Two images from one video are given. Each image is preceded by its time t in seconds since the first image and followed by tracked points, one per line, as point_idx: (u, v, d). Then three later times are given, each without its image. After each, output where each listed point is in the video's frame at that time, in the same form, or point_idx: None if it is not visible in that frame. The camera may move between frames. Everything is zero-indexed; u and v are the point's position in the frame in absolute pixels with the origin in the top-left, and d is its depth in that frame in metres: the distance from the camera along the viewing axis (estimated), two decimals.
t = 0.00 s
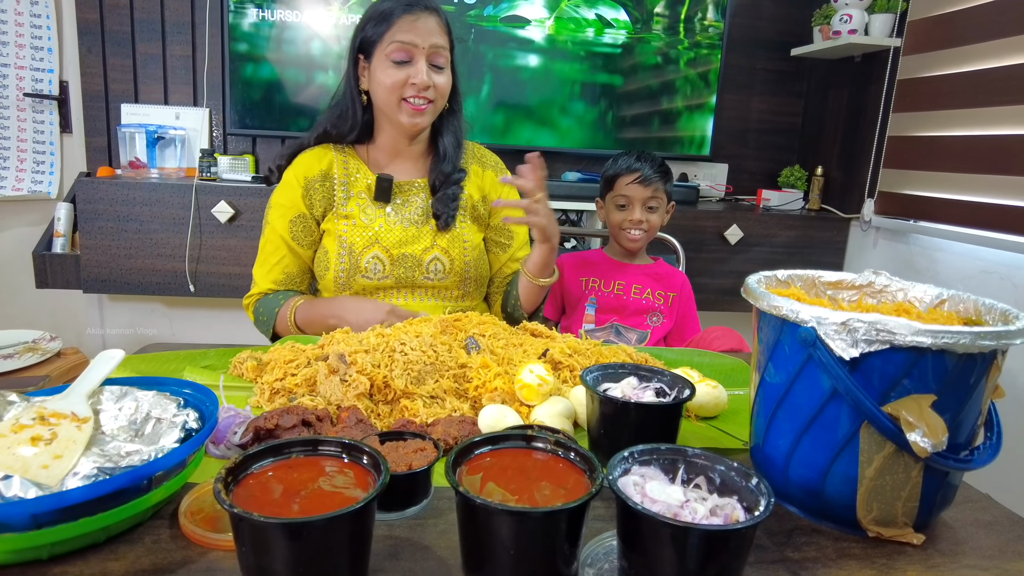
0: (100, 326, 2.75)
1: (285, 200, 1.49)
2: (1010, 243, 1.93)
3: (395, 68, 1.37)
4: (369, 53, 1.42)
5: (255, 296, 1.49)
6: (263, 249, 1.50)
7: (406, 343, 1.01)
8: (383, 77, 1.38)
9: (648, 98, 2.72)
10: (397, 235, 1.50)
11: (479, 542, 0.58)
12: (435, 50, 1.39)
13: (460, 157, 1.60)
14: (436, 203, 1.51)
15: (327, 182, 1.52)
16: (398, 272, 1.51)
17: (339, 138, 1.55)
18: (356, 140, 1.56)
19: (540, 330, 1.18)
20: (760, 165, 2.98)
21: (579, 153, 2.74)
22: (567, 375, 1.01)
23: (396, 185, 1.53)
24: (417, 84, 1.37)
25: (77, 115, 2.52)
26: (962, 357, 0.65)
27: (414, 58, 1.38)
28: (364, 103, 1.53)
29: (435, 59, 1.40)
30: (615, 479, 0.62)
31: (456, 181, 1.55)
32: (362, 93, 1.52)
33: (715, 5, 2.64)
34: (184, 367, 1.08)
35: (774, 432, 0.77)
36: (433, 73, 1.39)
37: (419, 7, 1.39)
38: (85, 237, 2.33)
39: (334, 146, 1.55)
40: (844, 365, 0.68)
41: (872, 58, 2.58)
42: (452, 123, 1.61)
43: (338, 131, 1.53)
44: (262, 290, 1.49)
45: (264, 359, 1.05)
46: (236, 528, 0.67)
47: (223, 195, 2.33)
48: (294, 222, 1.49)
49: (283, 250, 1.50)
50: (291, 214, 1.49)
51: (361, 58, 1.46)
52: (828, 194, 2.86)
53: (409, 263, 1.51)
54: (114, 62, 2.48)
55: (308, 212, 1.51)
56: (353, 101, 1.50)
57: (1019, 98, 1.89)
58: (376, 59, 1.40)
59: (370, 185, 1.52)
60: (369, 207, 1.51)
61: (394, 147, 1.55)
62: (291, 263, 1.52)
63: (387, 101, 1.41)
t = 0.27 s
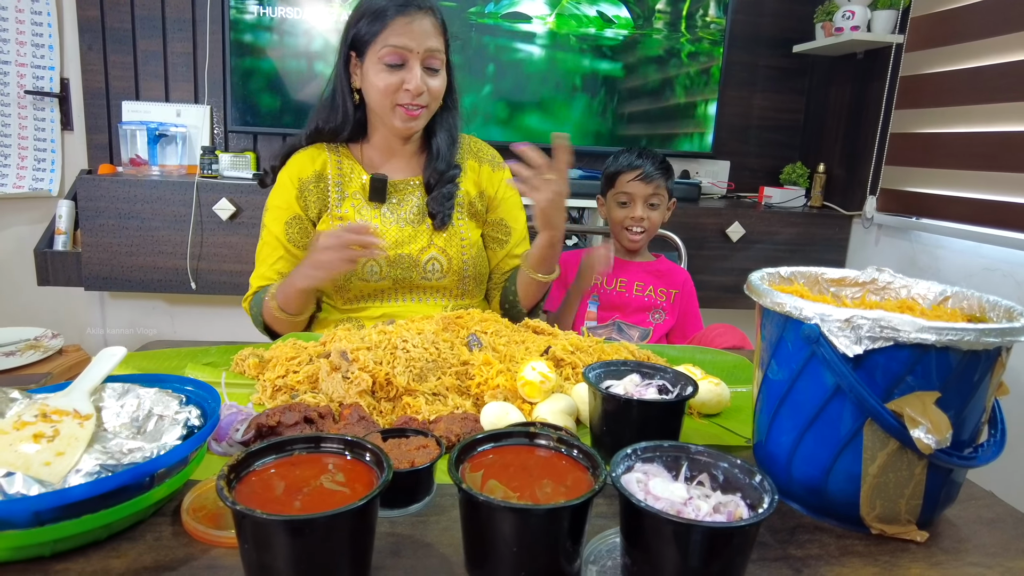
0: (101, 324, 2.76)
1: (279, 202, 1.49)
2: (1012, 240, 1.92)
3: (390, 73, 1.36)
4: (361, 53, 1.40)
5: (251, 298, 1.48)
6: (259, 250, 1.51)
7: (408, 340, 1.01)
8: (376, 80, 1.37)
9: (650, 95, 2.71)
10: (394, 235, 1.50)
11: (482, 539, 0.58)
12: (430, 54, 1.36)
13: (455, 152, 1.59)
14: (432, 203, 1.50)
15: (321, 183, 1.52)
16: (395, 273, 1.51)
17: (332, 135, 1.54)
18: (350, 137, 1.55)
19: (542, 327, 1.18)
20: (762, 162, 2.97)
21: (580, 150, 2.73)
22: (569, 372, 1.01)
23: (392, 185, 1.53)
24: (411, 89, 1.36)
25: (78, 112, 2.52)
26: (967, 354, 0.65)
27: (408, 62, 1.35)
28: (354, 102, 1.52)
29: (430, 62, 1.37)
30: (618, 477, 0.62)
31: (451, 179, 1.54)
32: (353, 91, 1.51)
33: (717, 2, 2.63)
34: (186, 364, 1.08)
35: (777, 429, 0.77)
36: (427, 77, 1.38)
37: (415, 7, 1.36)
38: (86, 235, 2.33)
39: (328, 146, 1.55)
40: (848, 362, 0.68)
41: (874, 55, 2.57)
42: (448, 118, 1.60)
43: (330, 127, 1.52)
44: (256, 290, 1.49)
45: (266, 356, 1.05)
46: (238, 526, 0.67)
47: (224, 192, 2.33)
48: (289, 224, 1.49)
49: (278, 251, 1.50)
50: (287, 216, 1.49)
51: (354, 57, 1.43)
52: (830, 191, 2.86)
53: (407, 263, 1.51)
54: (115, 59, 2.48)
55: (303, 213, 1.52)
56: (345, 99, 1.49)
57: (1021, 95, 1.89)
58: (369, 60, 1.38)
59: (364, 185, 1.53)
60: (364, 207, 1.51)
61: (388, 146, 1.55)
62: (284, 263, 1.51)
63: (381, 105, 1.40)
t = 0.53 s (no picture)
0: (101, 321, 2.76)
1: (278, 200, 1.50)
2: (1012, 238, 1.92)
3: (399, 66, 1.35)
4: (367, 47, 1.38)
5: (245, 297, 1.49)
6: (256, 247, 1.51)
7: (407, 339, 1.01)
8: (384, 74, 1.36)
9: (649, 93, 2.71)
10: (396, 238, 1.50)
11: (479, 537, 0.58)
12: (440, 47, 1.35)
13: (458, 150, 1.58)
14: (433, 205, 1.50)
15: (320, 181, 1.52)
16: (398, 276, 1.51)
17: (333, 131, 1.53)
18: (351, 132, 1.54)
19: (541, 325, 1.18)
20: (762, 159, 2.96)
21: (581, 147, 2.72)
22: (568, 371, 1.00)
23: (394, 186, 1.52)
24: (421, 82, 1.35)
25: (78, 110, 2.52)
26: (966, 352, 0.65)
27: (417, 54, 1.34)
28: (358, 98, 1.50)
29: (439, 55, 1.37)
30: (616, 475, 0.62)
31: (455, 180, 1.54)
32: (358, 87, 1.49)
33: None
34: (184, 363, 1.08)
35: (776, 428, 0.77)
36: (437, 71, 1.37)
37: None
38: (86, 233, 2.33)
39: (329, 143, 1.54)
40: (847, 360, 0.68)
41: (875, 52, 2.56)
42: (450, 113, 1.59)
43: (332, 124, 1.51)
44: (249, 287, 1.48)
45: (265, 355, 1.05)
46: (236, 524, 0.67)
47: (224, 190, 2.33)
48: (285, 221, 1.50)
49: (275, 249, 1.50)
50: (283, 215, 1.50)
51: (359, 51, 1.42)
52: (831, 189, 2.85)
53: (409, 266, 1.51)
54: (115, 57, 2.47)
55: (301, 212, 1.52)
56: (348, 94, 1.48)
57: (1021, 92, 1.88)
58: (376, 54, 1.36)
59: (366, 186, 1.51)
60: (365, 208, 1.51)
61: (390, 144, 1.54)
62: (279, 260, 1.51)
63: (390, 100, 1.39)
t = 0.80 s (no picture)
0: (104, 317, 2.76)
1: (286, 186, 1.50)
2: (1013, 234, 1.92)
3: (398, 45, 1.37)
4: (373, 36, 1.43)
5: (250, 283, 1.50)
6: (263, 232, 1.52)
7: (413, 334, 1.01)
8: (386, 56, 1.38)
9: (650, 89, 2.71)
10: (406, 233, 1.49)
11: (487, 530, 0.58)
12: (437, 26, 1.37)
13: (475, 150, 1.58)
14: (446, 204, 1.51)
15: (330, 169, 1.52)
16: (406, 271, 1.51)
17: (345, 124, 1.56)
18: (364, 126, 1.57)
19: (545, 321, 1.18)
20: (764, 155, 2.96)
21: (582, 143, 2.72)
22: (573, 365, 1.01)
23: (408, 175, 1.53)
24: (417, 61, 1.36)
25: (79, 107, 2.52)
26: (970, 346, 0.65)
27: (415, 35, 1.36)
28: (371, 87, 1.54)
29: (436, 35, 1.38)
30: (623, 468, 0.62)
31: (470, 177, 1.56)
32: (370, 75, 1.52)
33: None
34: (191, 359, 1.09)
35: (780, 422, 0.77)
36: (435, 50, 1.37)
37: None
38: (88, 229, 2.33)
39: (340, 130, 1.55)
40: (850, 355, 0.68)
41: (876, 48, 2.56)
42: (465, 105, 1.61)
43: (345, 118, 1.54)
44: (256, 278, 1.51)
45: (271, 350, 1.05)
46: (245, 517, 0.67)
47: (226, 186, 2.33)
48: (293, 208, 1.50)
49: (280, 234, 1.51)
50: (290, 201, 1.50)
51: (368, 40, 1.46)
52: (832, 185, 2.85)
53: (418, 262, 1.50)
54: (116, 53, 2.47)
55: (308, 199, 1.52)
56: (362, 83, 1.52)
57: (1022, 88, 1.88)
58: (380, 39, 1.40)
59: (376, 176, 1.53)
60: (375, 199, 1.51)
61: (402, 133, 1.55)
62: (287, 247, 1.52)
63: (391, 82, 1.40)
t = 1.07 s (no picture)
0: (104, 316, 2.76)
1: (287, 180, 1.50)
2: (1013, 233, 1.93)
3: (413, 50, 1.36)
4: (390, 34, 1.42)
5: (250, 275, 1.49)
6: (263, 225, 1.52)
7: (412, 333, 1.01)
8: (399, 59, 1.37)
9: (650, 88, 2.71)
10: (404, 232, 1.50)
11: (487, 529, 0.58)
12: (455, 37, 1.36)
13: (479, 156, 1.59)
14: (445, 207, 1.50)
15: (331, 165, 1.52)
16: (400, 271, 1.51)
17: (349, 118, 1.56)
18: (366, 121, 1.56)
19: (545, 320, 1.18)
20: (764, 155, 2.96)
21: (582, 143, 2.72)
22: (572, 365, 1.01)
23: (404, 175, 1.52)
24: (429, 71, 1.36)
25: (80, 106, 2.52)
26: (970, 346, 0.65)
27: (431, 42, 1.36)
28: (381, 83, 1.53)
29: (453, 46, 1.37)
30: (623, 467, 0.62)
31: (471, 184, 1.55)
32: (381, 73, 1.52)
33: None
34: (191, 358, 1.09)
35: (780, 421, 0.77)
36: (450, 62, 1.37)
37: None
38: (89, 228, 2.33)
39: (344, 127, 1.55)
40: (851, 354, 0.68)
41: (876, 47, 2.56)
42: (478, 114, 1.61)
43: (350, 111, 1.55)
44: (257, 273, 1.49)
45: (271, 349, 1.06)
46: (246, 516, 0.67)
47: (227, 185, 2.33)
48: (293, 203, 1.50)
49: (281, 229, 1.51)
50: (291, 196, 1.50)
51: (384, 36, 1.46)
52: (832, 184, 2.85)
53: (413, 261, 1.51)
54: (116, 52, 2.47)
55: (308, 194, 1.52)
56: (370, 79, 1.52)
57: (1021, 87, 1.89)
58: (397, 37, 1.39)
59: (377, 174, 1.52)
60: (373, 196, 1.51)
61: (406, 133, 1.55)
62: (287, 242, 1.51)
63: (400, 85, 1.40)
